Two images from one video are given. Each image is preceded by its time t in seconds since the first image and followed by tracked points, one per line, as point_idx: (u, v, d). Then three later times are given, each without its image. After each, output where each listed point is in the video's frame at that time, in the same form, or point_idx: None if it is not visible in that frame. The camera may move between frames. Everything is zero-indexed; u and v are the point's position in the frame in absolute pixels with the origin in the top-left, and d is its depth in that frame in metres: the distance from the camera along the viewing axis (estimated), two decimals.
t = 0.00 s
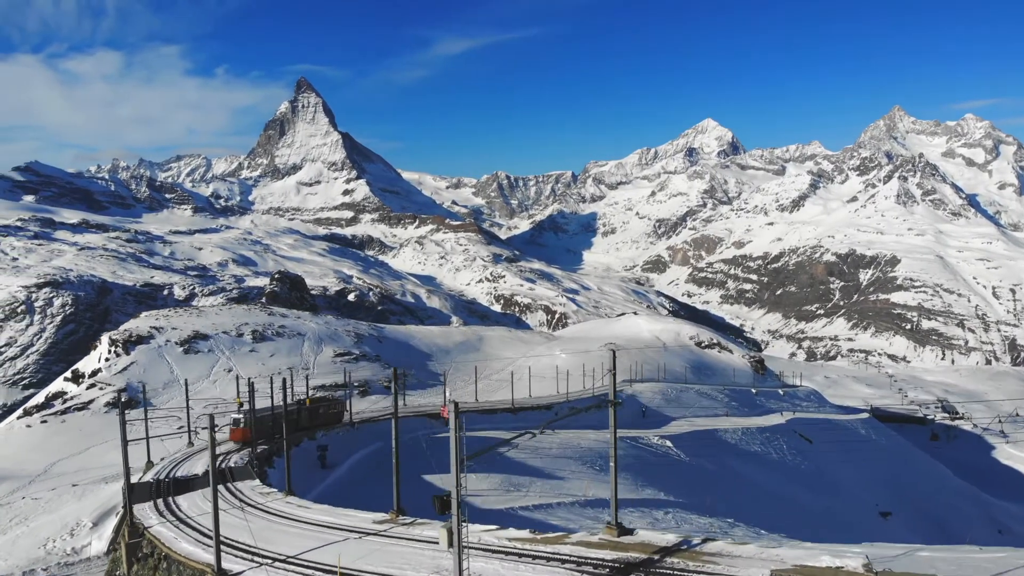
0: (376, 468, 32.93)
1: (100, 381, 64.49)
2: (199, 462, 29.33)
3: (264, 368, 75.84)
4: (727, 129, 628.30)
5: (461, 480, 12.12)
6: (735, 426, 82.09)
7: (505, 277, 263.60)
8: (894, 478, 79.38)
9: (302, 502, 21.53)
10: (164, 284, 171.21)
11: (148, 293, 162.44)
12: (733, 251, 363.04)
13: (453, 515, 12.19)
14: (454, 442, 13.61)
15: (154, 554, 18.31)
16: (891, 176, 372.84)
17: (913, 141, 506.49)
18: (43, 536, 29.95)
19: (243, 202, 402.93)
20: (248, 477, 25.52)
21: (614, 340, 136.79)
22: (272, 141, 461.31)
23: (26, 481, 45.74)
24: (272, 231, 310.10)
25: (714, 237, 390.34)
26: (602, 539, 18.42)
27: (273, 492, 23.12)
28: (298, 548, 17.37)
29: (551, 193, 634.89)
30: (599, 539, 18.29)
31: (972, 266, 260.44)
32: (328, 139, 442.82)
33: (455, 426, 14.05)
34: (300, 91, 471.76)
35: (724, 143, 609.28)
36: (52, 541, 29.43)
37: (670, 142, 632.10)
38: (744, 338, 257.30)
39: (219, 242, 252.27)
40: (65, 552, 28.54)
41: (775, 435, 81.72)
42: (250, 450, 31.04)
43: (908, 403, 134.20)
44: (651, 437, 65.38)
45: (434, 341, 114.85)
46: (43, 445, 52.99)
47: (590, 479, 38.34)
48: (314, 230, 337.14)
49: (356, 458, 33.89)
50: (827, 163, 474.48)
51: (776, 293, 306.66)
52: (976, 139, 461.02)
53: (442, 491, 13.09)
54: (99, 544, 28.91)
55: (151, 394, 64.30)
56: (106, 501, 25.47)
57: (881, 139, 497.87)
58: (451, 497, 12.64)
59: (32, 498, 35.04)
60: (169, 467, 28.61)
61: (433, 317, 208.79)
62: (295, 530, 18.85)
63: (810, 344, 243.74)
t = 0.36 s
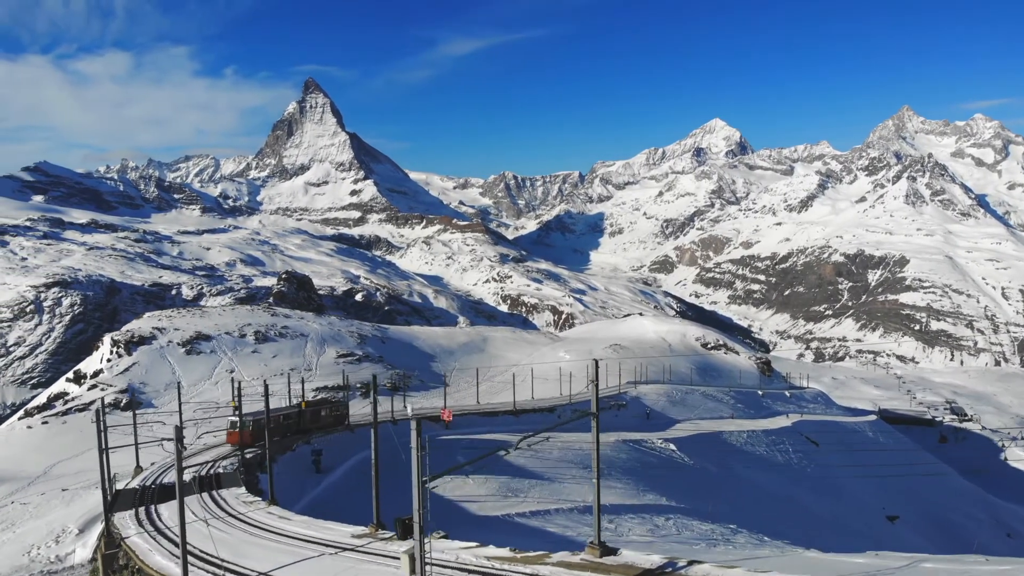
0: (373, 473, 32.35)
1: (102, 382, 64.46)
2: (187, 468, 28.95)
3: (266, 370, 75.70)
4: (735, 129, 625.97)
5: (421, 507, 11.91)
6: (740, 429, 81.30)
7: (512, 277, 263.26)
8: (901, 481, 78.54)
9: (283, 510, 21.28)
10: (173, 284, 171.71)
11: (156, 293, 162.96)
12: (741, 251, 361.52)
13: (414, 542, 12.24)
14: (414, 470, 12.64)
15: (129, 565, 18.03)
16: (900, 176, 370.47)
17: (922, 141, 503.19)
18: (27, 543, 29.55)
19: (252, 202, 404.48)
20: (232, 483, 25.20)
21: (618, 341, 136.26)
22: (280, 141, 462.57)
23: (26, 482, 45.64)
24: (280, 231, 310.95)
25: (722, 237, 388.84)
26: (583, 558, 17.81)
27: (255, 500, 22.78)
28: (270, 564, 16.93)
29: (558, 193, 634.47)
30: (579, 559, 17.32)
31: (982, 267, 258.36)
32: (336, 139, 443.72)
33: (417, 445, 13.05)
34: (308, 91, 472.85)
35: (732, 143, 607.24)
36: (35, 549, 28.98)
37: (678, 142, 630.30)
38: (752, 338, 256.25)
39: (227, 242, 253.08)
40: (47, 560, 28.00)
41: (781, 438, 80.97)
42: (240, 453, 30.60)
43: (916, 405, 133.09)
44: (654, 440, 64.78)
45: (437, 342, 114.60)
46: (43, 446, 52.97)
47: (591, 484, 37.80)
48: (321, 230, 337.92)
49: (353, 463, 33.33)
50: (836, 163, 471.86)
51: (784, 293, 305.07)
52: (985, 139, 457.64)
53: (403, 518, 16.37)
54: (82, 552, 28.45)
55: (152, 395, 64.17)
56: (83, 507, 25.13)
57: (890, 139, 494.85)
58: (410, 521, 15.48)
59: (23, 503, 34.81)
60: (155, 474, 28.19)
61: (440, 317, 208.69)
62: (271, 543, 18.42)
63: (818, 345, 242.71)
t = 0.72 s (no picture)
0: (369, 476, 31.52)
1: (104, 383, 64.42)
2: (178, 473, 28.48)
3: (269, 371, 75.45)
4: (744, 129, 622.85)
5: (376, 529, 11.26)
6: (747, 431, 80.44)
7: (520, 277, 262.70)
8: (910, 485, 77.38)
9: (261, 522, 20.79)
10: (182, 283, 172.17)
11: (165, 292, 163.48)
12: (749, 251, 359.89)
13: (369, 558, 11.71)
14: (369, 493, 11.73)
15: None
16: (910, 176, 367.59)
17: (932, 141, 499.42)
18: (13, 549, 29.21)
19: (260, 202, 405.97)
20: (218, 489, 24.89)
21: (624, 341, 135.45)
22: (289, 142, 463.65)
23: (27, 483, 45.56)
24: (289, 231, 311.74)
25: (731, 237, 387.02)
26: None
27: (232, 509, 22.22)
28: None
29: (566, 193, 633.45)
30: None
31: (992, 267, 255.79)
32: (344, 139, 444.34)
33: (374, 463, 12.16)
34: (316, 91, 473.85)
35: (741, 143, 604.47)
36: (20, 555, 28.63)
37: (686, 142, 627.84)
38: (760, 339, 254.96)
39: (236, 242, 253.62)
40: (31, 567, 27.65)
41: (788, 441, 79.98)
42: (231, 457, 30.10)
43: (925, 407, 131.58)
44: (659, 443, 64.15)
45: (441, 343, 114.01)
46: (45, 446, 52.86)
47: (592, 488, 37.22)
48: (329, 230, 338.46)
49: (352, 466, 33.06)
50: (845, 163, 468.80)
51: (793, 294, 303.11)
52: (996, 139, 453.85)
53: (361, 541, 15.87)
54: (66, 558, 28.04)
55: (155, 395, 64.20)
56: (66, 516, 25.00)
57: (900, 139, 491.20)
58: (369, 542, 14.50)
59: (15, 508, 34.64)
60: (145, 479, 27.85)
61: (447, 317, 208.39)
62: (244, 559, 17.74)
63: (827, 346, 241.39)
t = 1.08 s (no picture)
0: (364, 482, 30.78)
1: (108, 384, 64.51)
2: (168, 478, 27.92)
3: (273, 371, 75.45)
4: (753, 129, 619.79)
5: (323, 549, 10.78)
6: (754, 434, 79.55)
7: (528, 277, 262.32)
8: (919, 489, 76.66)
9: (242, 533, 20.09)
10: (192, 283, 172.74)
11: (175, 292, 163.97)
12: (759, 251, 357.96)
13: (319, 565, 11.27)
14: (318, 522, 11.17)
15: None
16: (921, 176, 364.89)
17: (942, 141, 495.31)
18: None
19: (270, 202, 407.63)
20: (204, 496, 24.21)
21: (631, 342, 134.77)
22: (298, 142, 464.97)
23: (26, 485, 45.48)
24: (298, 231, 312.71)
25: (740, 237, 385.28)
26: None
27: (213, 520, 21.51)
28: None
29: (575, 193, 632.51)
30: None
31: (1004, 268, 253.07)
32: (353, 140, 445.47)
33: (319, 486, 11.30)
34: (326, 92, 475.10)
35: (751, 143, 601.19)
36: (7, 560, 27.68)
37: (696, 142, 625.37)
38: (770, 340, 253.57)
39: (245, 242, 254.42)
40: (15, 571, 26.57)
41: (795, 443, 79.11)
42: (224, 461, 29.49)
43: (935, 409, 130.33)
44: (663, 446, 63.56)
45: (447, 344, 113.69)
46: (46, 448, 52.84)
47: (594, 493, 36.75)
48: (339, 230, 339.33)
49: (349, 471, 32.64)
50: (855, 163, 465.59)
51: (802, 294, 301.09)
52: (1007, 139, 449.76)
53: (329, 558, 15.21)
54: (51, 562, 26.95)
55: (157, 396, 64.26)
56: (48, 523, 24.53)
57: (910, 139, 487.29)
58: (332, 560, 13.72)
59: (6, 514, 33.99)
60: (134, 484, 27.34)
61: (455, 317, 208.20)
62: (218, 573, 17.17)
63: (837, 347, 239.70)
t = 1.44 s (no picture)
0: (355, 488, 30.46)
1: (110, 385, 64.46)
2: (157, 484, 27.44)
3: (276, 372, 75.43)
4: (763, 129, 616.61)
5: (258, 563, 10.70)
6: (761, 437, 78.61)
7: (536, 277, 261.91)
8: (929, 493, 75.89)
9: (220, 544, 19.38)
10: (201, 283, 173.35)
11: (185, 292, 164.55)
12: (769, 252, 356.08)
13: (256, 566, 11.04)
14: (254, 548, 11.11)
15: None
16: (931, 176, 361.99)
17: (953, 140, 491.30)
18: None
19: (279, 202, 409.13)
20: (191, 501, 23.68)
21: (637, 344, 134.05)
22: (308, 142, 466.64)
23: (25, 488, 45.38)
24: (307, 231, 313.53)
25: (750, 237, 383.52)
26: None
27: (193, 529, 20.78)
28: None
29: (583, 193, 631.81)
30: None
31: (1016, 269, 250.37)
32: (362, 140, 446.53)
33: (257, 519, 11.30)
34: (335, 93, 476.78)
35: (761, 143, 598.25)
36: None
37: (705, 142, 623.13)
38: (779, 341, 252.06)
39: (255, 242, 255.42)
40: None
41: (803, 447, 78.11)
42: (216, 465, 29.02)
43: (945, 411, 128.97)
44: (668, 450, 62.90)
45: (452, 345, 113.45)
46: (47, 450, 52.77)
47: (594, 498, 36.16)
48: (348, 230, 340.07)
49: (347, 474, 32.17)
50: (866, 163, 462.47)
51: (812, 295, 298.96)
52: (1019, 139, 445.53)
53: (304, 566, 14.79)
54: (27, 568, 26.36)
55: (160, 398, 64.22)
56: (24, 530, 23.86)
57: (921, 139, 483.44)
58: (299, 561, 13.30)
59: None
60: (120, 490, 26.86)
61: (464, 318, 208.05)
62: None
63: (847, 348, 237.91)
